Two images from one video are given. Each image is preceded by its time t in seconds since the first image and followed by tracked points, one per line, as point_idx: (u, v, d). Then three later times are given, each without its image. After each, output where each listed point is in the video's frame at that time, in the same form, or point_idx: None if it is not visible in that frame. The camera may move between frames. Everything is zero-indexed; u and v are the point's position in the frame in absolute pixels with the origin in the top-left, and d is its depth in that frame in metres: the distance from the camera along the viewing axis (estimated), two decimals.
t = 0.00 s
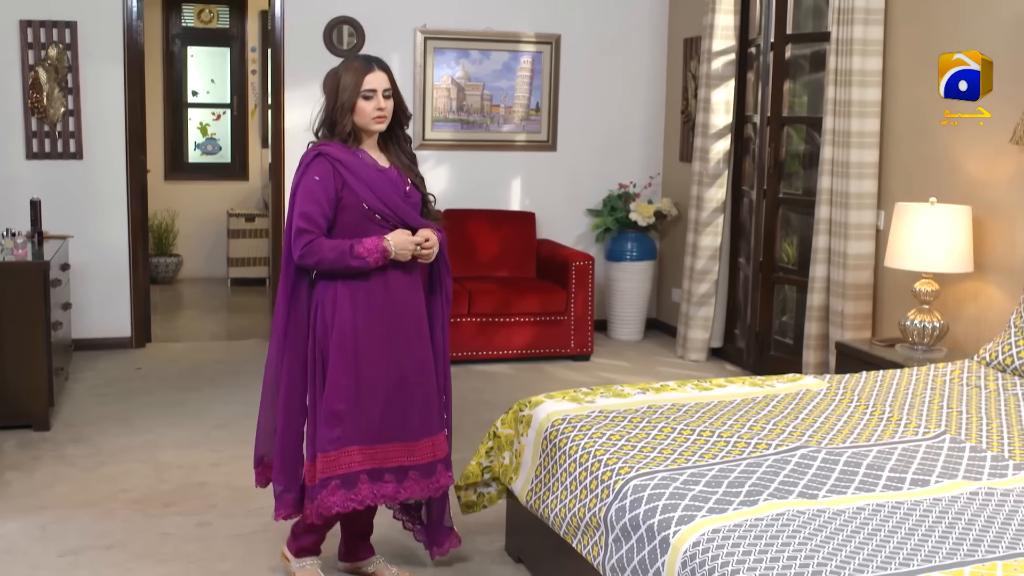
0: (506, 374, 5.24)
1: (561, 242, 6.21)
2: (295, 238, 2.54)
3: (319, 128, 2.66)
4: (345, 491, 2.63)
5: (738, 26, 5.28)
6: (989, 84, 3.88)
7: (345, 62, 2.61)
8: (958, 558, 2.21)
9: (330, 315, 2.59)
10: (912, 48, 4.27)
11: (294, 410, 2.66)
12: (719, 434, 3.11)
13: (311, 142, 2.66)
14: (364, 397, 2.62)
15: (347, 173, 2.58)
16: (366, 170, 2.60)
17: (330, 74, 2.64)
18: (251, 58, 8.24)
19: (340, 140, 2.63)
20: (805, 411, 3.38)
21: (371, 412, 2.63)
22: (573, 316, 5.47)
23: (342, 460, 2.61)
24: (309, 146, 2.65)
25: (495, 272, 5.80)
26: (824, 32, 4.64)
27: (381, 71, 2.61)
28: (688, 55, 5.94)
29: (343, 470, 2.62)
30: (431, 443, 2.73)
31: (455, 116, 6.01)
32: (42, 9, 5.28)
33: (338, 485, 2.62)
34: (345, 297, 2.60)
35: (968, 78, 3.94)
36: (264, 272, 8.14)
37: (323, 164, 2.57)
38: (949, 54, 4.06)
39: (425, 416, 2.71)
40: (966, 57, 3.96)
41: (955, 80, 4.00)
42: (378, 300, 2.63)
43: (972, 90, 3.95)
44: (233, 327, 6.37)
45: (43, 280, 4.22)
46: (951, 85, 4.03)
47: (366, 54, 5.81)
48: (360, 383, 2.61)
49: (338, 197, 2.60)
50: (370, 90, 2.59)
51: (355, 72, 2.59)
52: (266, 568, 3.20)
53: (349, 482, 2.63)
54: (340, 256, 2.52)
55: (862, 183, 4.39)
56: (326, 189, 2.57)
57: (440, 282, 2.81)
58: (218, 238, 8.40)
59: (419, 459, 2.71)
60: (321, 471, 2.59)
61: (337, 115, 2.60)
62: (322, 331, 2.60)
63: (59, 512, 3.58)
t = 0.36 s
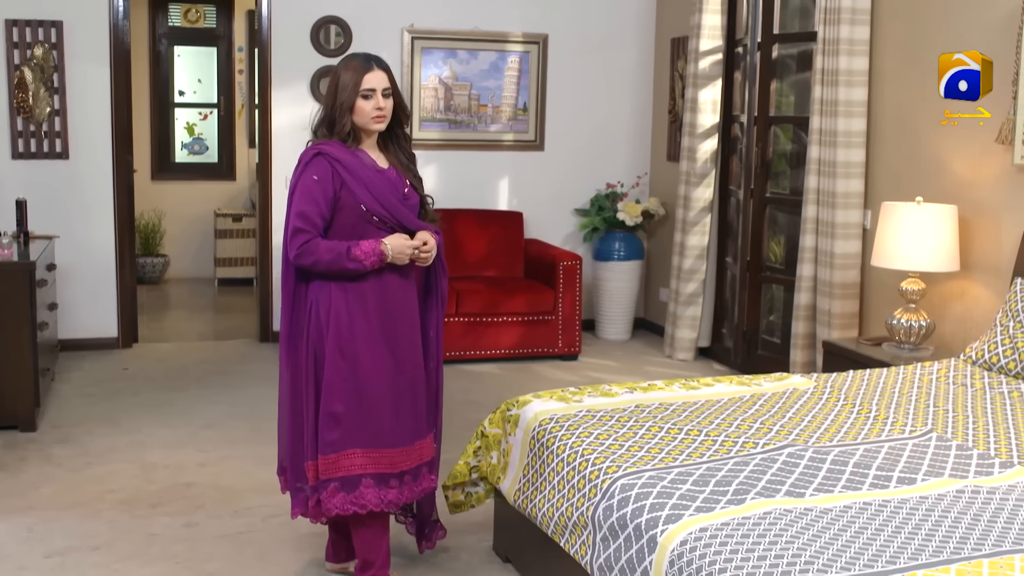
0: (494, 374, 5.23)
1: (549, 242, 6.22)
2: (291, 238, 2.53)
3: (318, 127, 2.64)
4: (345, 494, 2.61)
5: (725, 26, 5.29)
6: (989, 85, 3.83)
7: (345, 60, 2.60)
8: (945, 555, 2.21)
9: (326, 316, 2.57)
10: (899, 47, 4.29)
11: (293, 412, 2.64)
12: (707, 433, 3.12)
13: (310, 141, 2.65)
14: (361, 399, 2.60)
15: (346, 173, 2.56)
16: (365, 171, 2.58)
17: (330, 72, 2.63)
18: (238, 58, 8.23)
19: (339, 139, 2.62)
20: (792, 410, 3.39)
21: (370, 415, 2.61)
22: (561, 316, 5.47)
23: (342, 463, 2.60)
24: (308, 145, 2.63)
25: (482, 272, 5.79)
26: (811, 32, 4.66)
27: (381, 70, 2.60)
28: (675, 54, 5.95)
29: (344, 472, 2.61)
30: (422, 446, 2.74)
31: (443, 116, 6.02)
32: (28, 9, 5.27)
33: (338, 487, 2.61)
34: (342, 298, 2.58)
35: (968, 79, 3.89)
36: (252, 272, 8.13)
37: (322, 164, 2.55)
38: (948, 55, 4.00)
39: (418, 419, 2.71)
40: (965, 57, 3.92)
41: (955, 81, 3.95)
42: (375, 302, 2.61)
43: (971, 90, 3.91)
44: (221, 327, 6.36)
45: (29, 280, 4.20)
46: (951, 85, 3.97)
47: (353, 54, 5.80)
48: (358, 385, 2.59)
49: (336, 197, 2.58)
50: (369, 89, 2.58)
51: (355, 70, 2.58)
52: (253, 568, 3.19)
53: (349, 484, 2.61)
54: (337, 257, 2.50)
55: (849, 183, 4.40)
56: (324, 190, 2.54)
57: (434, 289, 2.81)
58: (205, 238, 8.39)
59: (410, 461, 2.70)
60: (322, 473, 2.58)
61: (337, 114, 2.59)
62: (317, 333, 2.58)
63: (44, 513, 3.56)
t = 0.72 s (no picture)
0: (486, 374, 5.23)
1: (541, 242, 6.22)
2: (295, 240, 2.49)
3: (321, 127, 2.62)
4: (326, 497, 2.57)
5: (717, 25, 5.29)
6: (990, 85, 3.78)
7: (347, 58, 2.57)
8: (937, 553, 2.21)
9: (327, 317, 2.54)
10: (890, 46, 4.30)
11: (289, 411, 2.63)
12: (699, 431, 3.12)
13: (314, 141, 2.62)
14: (356, 404, 2.55)
15: (350, 173, 2.52)
16: (371, 171, 2.53)
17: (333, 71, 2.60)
18: (230, 57, 8.28)
19: (343, 139, 2.59)
20: (783, 409, 3.39)
21: (361, 421, 2.56)
22: (553, 316, 5.48)
23: (326, 466, 2.56)
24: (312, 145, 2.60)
25: (473, 272, 5.78)
26: (803, 31, 4.66)
27: (384, 68, 2.56)
28: (667, 54, 5.96)
29: (327, 476, 2.57)
30: (416, 453, 2.69)
31: (435, 116, 6.01)
32: (17, 8, 5.26)
33: (320, 490, 2.56)
34: (345, 301, 2.54)
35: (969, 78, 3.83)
36: (243, 272, 8.12)
37: (325, 164, 2.51)
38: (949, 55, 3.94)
39: (411, 427, 2.66)
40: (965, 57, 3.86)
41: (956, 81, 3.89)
42: (378, 306, 2.57)
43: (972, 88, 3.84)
44: (212, 327, 6.35)
45: (20, 280, 4.18)
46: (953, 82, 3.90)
47: (344, 53, 5.80)
48: (354, 389, 2.55)
49: (340, 198, 2.54)
50: (372, 88, 2.54)
51: (357, 69, 2.54)
52: (245, 568, 3.18)
53: (332, 488, 2.57)
54: (340, 259, 2.45)
55: (840, 182, 4.41)
56: (328, 190, 2.50)
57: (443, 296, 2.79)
58: (197, 239, 8.38)
59: (401, 467, 2.66)
60: (305, 474, 2.54)
61: (340, 113, 2.56)
62: (318, 334, 2.55)
63: (36, 514, 3.55)
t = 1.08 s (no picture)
0: (479, 374, 5.23)
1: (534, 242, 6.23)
2: (292, 240, 2.45)
3: (321, 126, 2.58)
4: (338, 508, 2.52)
5: (709, 26, 5.30)
6: (990, 86, 3.73)
7: (347, 54, 2.53)
8: (929, 552, 2.21)
9: (327, 320, 2.48)
10: (882, 46, 4.30)
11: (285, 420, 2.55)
12: (692, 431, 3.12)
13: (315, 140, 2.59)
14: (359, 408, 2.52)
15: (349, 171, 2.48)
16: (370, 169, 2.50)
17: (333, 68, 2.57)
18: (222, 58, 8.29)
19: (343, 137, 2.55)
20: (776, 408, 3.39)
21: (365, 425, 2.53)
22: (546, 316, 5.48)
23: (336, 476, 2.50)
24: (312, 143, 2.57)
25: (466, 272, 5.76)
26: (795, 32, 4.67)
27: (385, 63, 2.52)
28: (660, 54, 5.96)
29: (337, 486, 2.51)
30: (427, 459, 2.63)
31: (428, 116, 6.02)
32: (9, 8, 5.24)
33: (331, 502, 2.50)
34: (345, 303, 2.49)
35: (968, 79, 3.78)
36: (235, 272, 8.12)
37: (324, 162, 2.48)
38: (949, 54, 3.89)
39: (421, 432, 2.62)
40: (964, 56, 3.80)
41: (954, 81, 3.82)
42: (378, 307, 2.52)
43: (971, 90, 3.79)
44: (205, 327, 6.35)
45: (12, 281, 4.17)
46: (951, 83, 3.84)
47: (337, 53, 5.80)
48: (355, 393, 2.51)
49: (339, 197, 2.50)
50: (373, 84, 2.51)
51: (358, 65, 2.51)
52: (238, 569, 3.18)
53: (343, 499, 2.52)
54: (339, 260, 2.41)
55: (832, 182, 4.42)
56: (327, 189, 2.47)
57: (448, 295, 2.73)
58: (189, 239, 8.37)
59: (409, 473, 2.63)
60: (315, 487, 2.47)
61: (340, 110, 2.53)
62: (319, 338, 2.49)
63: (28, 514, 3.54)
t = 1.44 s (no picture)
0: (474, 373, 5.23)
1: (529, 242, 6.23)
2: (287, 243, 2.44)
3: (317, 125, 2.57)
4: (349, 516, 2.52)
5: (704, 26, 5.31)
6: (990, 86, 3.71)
7: (345, 53, 2.53)
8: (923, 551, 2.22)
9: (325, 326, 2.48)
10: (877, 46, 4.31)
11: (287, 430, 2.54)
12: (688, 430, 3.12)
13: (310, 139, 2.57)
14: (357, 412, 2.51)
15: (346, 172, 2.48)
16: (367, 171, 2.49)
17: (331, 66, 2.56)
18: (217, 57, 8.25)
19: (340, 137, 2.54)
20: (772, 408, 3.39)
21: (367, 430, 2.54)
22: (541, 316, 5.48)
23: (344, 485, 2.49)
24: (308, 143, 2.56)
25: (461, 271, 5.76)
26: (790, 32, 4.68)
27: (383, 63, 2.52)
28: (655, 54, 5.96)
29: (345, 495, 2.50)
30: (430, 471, 2.58)
31: (423, 116, 6.01)
32: (4, 8, 5.24)
33: (343, 511, 2.50)
34: (343, 308, 2.48)
35: (969, 79, 3.74)
36: (230, 272, 8.11)
37: (320, 163, 2.48)
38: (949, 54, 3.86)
39: (425, 443, 2.57)
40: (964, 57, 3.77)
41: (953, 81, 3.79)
42: (375, 312, 2.51)
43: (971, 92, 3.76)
44: (200, 327, 6.34)
45: (6, 281, 4.17)
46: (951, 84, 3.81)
47: (332, 53, 5.79)
48: (355, 399, 2.50)
49: (335, 199, 2.50)
50: (371, 84, 2.50)
51: (356, 64, 2.50)
52: (233, 568, 3.17)
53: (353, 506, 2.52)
54: (337, 263, 2.40)
55: (827, 182, 4.43)
56: (323, 190, 2.46)
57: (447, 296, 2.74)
58: (183, 239, 8.37)
59: (412, 484, 2.58)
60: (325, 499, 2.46)
61: (336, 110, 2.52)
62: (318, 345, 2.48)
63: (22, 514, 3.53)
